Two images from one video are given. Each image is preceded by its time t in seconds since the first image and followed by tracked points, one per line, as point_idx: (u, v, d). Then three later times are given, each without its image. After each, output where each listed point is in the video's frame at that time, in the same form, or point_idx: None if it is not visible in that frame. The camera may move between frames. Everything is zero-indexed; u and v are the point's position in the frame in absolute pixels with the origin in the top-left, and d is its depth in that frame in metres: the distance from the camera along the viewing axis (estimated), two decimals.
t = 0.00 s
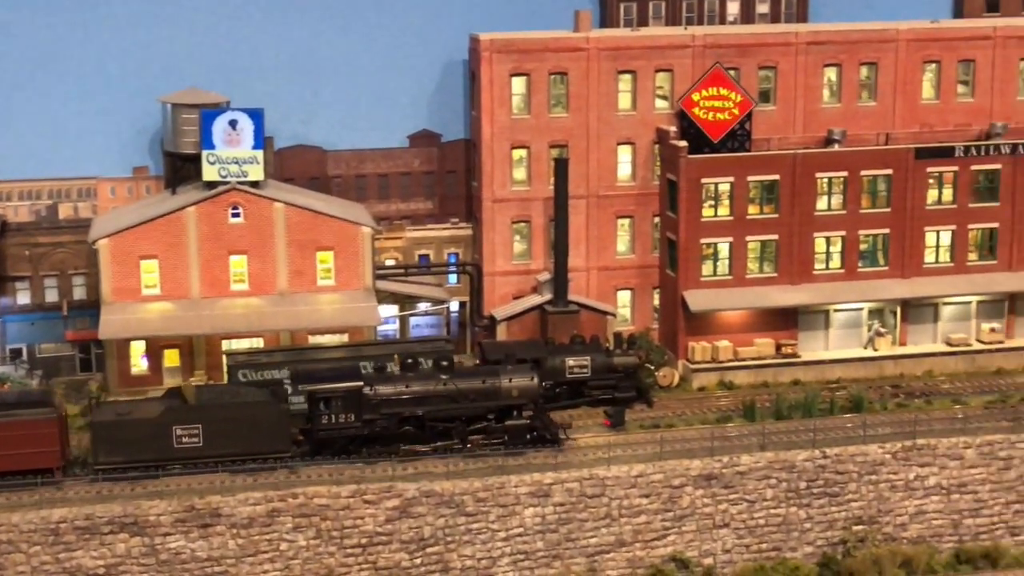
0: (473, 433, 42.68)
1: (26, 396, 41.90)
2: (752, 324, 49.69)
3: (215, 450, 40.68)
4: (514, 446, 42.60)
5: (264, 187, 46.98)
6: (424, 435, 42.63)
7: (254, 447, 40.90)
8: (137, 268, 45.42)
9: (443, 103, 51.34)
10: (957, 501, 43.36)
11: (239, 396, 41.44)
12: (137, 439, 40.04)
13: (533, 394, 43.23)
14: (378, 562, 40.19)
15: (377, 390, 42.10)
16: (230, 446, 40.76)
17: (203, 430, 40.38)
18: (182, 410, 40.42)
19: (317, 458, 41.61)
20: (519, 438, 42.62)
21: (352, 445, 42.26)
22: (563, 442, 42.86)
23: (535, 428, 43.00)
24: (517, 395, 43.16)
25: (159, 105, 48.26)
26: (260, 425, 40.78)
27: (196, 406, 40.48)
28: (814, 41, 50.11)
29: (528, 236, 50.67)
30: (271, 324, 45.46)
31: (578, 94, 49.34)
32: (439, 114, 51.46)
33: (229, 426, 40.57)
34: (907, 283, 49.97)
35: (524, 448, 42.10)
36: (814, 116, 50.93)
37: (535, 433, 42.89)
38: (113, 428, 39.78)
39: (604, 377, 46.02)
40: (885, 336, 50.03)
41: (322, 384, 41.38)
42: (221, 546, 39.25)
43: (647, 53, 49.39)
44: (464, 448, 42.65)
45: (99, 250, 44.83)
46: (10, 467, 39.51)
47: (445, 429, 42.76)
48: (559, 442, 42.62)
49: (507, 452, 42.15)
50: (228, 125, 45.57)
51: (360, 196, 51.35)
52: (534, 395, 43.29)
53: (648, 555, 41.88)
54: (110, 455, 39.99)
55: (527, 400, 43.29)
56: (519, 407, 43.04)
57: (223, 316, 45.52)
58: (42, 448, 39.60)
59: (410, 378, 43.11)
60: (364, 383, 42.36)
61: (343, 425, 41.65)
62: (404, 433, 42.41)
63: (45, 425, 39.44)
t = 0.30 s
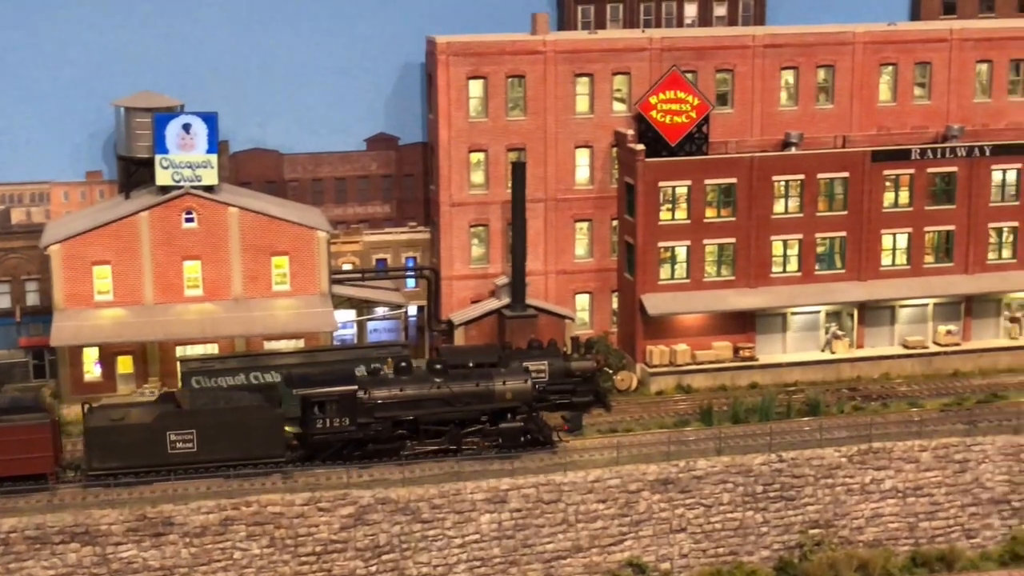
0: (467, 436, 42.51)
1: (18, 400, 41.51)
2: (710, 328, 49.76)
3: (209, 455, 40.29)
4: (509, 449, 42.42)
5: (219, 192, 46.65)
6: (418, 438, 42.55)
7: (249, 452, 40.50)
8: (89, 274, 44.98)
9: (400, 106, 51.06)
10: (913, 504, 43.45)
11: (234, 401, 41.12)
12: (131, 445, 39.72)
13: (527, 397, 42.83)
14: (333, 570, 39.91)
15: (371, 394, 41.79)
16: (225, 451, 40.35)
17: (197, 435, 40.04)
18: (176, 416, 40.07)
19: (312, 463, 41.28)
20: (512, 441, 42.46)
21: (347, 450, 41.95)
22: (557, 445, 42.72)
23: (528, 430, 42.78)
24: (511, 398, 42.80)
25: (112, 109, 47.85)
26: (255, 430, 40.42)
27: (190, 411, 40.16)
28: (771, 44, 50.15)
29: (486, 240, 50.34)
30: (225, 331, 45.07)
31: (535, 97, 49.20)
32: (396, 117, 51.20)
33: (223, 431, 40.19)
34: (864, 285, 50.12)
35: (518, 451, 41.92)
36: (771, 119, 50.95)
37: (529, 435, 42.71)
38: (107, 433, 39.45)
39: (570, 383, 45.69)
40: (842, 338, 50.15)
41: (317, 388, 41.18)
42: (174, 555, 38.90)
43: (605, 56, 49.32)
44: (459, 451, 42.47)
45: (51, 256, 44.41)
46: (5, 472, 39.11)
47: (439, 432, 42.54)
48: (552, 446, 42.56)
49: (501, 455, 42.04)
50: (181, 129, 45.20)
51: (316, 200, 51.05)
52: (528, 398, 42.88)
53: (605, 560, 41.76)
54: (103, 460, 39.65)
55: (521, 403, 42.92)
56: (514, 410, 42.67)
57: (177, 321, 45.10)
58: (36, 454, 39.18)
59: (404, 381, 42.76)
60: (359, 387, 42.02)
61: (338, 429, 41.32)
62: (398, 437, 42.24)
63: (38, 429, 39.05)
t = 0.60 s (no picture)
0: (463, 441, 42.43)
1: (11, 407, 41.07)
2: (670, 334, 49.80)
3: (206, 462, 40.14)
4: (504, 454, 42.44)
5: (175, 200, 46.44)
6: (415, 443, 42.50)
7: (246, 459, 40.35)
8: (44, 283, 44.64)
9: (358, 112, 50.92)
10: (870, 509, 43.61)
11: (230, 408, 40.95)
12: (127, 452, 39.48)
13: (522, 402, 42.46)
14: None
15: (368, 400, 41.65)
16: (222, 458, 40.21)
17: (194, 442, 39.87)
18: (173, 423, 39.87)
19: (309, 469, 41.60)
20: (509, 446, 42.40)
21: (344, 455, 42.31)
22: (551, 449, 42.91)
23: (525, 435, 42.68)
24: (506, 403, 42.45)
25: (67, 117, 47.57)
26: (252, 437, 40.27)
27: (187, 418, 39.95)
28: (728, 51, 50.39)
29: (446, 246, 50.15)
30: (181, 340, 44.76)
31: (494, 104, 49.16)
32: (354, 124, 51.06)
33: (220, 437, 40.03)
34: (821, 291, 50.34)
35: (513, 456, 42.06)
36: (729, 125, 51.15)
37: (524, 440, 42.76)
38: (104, 441, 39.22)
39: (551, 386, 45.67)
40: (801, 343, 50.25)
41: (313, 395, 41.13)
42: (128, 567, 38.66)
43: (563, 63, 49.39)
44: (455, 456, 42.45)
45: (5, 265, 44.04)
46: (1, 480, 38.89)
47: (436, 436, 42.44)
48: (547, 449, 42.88)
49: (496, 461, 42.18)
50: (136, 137, 45.03)
51: (276, 208, 51.04)
52: (523, 402, 42.51)
53: (563, 567, 41.73)
54: (99, 468, 39.40)
55: (516, 407, 42.57)
56: (509, 415, 42.39)
57: (133, 331, 44.80)
58: (33, 461, 39.05)
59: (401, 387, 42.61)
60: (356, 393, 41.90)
61: (335, 435, 41.47)
62: (395, 442, 42.32)
63: (35, 436, 38.92)
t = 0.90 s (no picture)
0: (456, 445, 42.65)
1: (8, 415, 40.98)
2: (629, 339, 49.75)
3: (200, 469, 40.04)
4: (498, 457, 42.81)
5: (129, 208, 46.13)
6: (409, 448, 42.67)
7: (240, 465, 40.18)
8: None
9: (315, 118, 50.64)
10: (827, 514, 43.66)
11: (226, 414, 40.87)
12: (121, 458, 39.47)
13: (515, 404, 42.89)
14: None
15: (363, 405, 41.94)
16: (216, 465, 40.07)
17: (189, 448, 39.80)
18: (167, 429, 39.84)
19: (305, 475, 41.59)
20: (503, 449, 42.82)
21: (338, 461, 42.12)
22: (545, 452, 43.24)
23: (517, 437, 43.13)
24: (499, 406, 42.89)
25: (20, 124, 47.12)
26: (246, 443, 40.11)
27: (182, 424, 39.90)
28: (686, 56, 50.48)
29: (404, 253, 49.95)
30: (136, 349, 44.47)
31: (451, 109, 48.99)
32: (311, 129, 50.80)
33: (215, 443, 39.93)
34: (780, 296, 50.42)
35: (508, 458, 42.34)
36: (687, 130, 51.21)
37: (518, 443, 43.04)
38: (98, 448, 39.26)
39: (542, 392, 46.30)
40: (759, 348, 50.32)
41: (307, 400, 41.06)
42: None
43: (520, 68, 49.25)
44: (449, 460, 42.62)
45: None
46: None
47: (429, 441, 42.70)
48: (541, 451, 43.11)
49: (491, 464, 42.46)
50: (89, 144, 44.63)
51: (231, 214, 50.58)
52: (516, 406, 43.00)
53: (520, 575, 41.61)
54: (95, 476, 39.40)
55: (509, 411, 43.03)
56: (503, 418, 42.81)
57: (87, 340, 44.50)
58: (27, 469, 38.98)
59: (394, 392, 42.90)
60: (350, 398, 42.15)
61: (330, 440, 41.41)
62: (389, 446, 42.45)
63: (30, 443, 38.90)
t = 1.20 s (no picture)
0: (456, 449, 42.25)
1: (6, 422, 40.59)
2: (592, 346, 49.76)
3: (202, 475, 39.96)
4: (498, 461, 42.56)
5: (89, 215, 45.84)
6: (409, 452, 42.28)
7: (241, 471, 40.16)
8: None
9: (278, 124, 50.52)
10: (788, 520, 43.79)
11: (225, 420, 40.80)
12: (123, 465, 39.24)
13: (515, 408, 42.32)
14: None
15: (362, 409, 41.37)
16: (217, 471, 40.02)
17: (190, 455, 39.67)
18: (169, 435, 39.67)
19: (305, 480, 41.20)
20: (502, 453, 42.53)
21: (338, 465, 41.75)
22: (544, 456, 43.12)
23: (516, 441, 42.82)
24: (499, 410, 42.31)
25: None
26: (247, 449, 40.07)
27: (183, 430, 39.77)
28: (649, 62, 50.62)
29: (367, 259, 49.82)
30: (95, 358, 44.24)
31: (414, 116, 48.88)
32: (274, 136, 50.68)
33: (217, 449, 39.87)
34: (742, 302, 50.55)
35: (507, 463, 42.20)
36: (650, 136, 51.49)
37: (516, 446, 42.87)
38: (99, 454, 39.01)
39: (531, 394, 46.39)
40: (723, 354, 50.42)
41: (308, 405, 40.65)
42: None
43: (483, 75, 49.25)
44: (449, 464, 42.35)
45: None
46: None
47: (429, 444, 42.26)
48: (540, 454, 42.98)
49: (489, 468, 42.28)
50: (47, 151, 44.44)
51: (195, 222, 50.54)
52: (516, 410, 42.44)
53: None
54: (95, 482, 39.17)
55: (509, 414, 42.50)
56: (503, 422, 42.30)
57: (46, 348, 44.26)
58: (29, 475, 38.76)
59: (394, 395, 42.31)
60: (350, 403, 41.55)
61: (330, 445, 41.00)
62: (389, 450, 42.05)
63: (32, 450, 38.69)
